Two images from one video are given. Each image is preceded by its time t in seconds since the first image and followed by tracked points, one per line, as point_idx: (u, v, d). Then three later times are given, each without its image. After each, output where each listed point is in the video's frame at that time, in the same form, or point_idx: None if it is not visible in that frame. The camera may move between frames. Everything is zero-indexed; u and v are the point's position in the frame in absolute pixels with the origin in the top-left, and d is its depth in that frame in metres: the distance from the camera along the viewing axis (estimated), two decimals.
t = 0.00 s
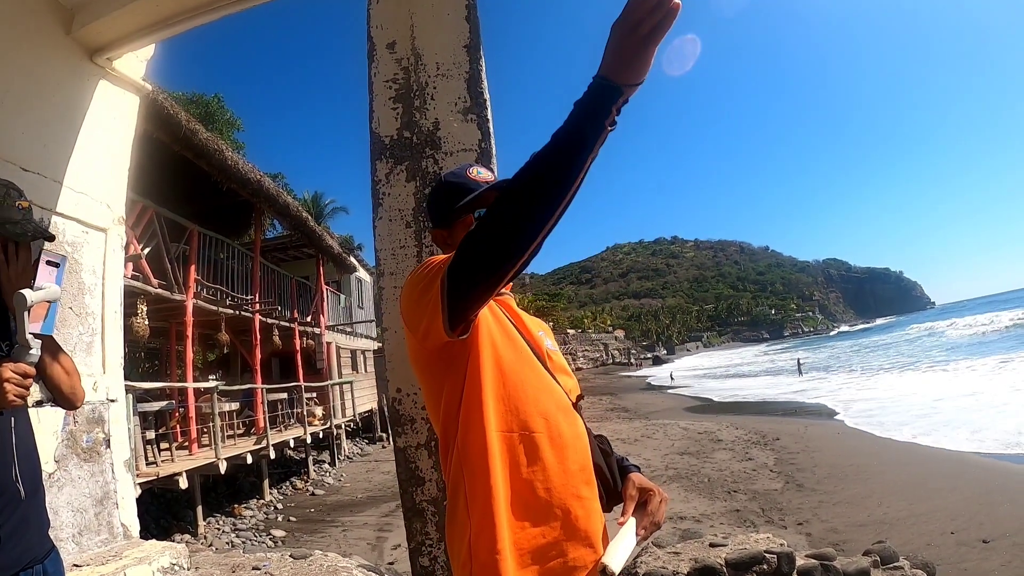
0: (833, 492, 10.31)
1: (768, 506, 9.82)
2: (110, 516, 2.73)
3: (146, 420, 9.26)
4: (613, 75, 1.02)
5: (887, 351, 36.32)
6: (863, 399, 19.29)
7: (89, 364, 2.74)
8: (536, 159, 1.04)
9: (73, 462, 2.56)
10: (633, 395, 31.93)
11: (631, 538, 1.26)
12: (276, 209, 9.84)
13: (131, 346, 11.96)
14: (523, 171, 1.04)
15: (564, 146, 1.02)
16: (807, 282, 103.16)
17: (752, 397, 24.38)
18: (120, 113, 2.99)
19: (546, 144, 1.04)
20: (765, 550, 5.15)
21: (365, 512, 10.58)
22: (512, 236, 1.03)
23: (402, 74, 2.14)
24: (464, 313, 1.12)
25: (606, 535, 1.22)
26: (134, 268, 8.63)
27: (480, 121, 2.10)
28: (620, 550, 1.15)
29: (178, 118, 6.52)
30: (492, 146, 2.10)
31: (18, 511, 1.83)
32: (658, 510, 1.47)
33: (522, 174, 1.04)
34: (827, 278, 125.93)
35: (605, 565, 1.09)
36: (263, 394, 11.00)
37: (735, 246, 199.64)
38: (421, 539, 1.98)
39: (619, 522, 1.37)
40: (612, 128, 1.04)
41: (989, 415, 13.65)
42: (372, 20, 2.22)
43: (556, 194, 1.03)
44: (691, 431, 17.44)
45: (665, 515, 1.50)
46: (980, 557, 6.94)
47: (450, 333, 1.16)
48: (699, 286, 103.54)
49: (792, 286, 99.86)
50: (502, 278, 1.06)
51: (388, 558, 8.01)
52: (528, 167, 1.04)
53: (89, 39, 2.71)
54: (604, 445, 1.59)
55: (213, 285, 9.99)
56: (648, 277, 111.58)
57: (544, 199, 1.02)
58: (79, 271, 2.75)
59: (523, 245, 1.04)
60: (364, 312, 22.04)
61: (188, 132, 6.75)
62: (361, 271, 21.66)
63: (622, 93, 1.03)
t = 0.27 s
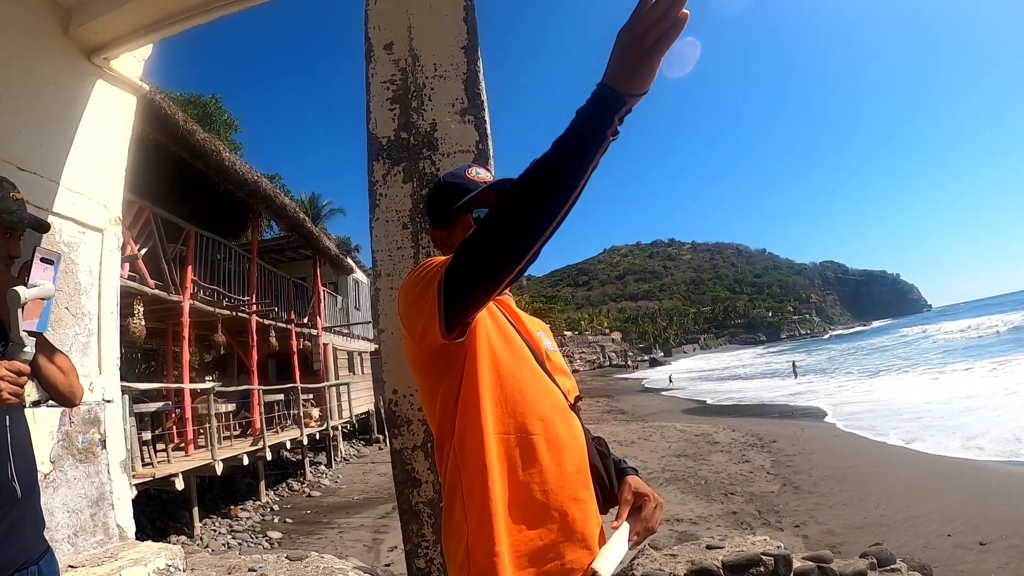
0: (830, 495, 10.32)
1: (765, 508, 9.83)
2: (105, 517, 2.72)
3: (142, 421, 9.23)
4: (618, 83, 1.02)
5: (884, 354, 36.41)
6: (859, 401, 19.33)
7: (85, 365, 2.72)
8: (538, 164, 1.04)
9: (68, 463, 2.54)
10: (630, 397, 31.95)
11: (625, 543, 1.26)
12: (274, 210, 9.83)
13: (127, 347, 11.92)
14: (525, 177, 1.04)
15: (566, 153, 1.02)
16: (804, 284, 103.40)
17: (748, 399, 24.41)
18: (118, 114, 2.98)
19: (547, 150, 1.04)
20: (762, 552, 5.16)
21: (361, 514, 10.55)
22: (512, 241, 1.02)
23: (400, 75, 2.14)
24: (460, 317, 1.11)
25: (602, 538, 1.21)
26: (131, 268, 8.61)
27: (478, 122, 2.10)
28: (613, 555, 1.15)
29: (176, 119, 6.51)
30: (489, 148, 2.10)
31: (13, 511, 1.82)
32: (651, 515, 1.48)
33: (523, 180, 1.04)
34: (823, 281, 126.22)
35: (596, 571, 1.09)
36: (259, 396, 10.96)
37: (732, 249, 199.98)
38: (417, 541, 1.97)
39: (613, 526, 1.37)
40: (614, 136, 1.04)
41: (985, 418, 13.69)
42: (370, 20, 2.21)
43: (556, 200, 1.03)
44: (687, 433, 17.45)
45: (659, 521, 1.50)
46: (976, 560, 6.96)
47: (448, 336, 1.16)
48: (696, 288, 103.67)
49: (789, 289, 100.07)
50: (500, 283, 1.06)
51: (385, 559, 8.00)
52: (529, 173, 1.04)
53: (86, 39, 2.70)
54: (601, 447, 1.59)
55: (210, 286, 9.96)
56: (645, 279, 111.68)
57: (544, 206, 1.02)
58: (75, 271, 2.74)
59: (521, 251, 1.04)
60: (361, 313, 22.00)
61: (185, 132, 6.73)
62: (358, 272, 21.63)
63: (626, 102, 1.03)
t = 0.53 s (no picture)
0: (828, 497, 10.32)
1: (764, 511, 9.82)
2: (103, 519, 2.71)
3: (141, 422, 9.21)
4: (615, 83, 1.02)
5: (883, 356, 36.42)
6: (859, 404, 19.33)
7: (84, 366, 2.72)
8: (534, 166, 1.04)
9: (66, 463, 2.54)
10: (629, 399, 31.94)
11: (623, 546, 1.26)
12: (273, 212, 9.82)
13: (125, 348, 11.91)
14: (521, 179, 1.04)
15: (564, 152, 1.02)
16: (803, 287, 103.47)
17: (748, 401, 24.40)
18: (117, 115, 2.98)
19: (545, 150, 1.04)
20: (761, 555, 5.15)
21: (360, 516, 10.53)
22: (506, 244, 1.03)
23: (399, 76, 2.14)
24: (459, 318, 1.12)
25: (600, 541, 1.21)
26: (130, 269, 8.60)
27: (476, 124, 2.10)
28: (611, 557, 1.15)
29: (175, 120, 6.51)
30: (488, 149, 2.10)
31: (11, 510, 1.82)
32: (649, 520, 1.48)
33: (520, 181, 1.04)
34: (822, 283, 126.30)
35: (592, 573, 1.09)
36: (258, 398, 10.94)
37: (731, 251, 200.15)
38: (415, 544, 1.97)
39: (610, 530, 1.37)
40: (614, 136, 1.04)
41: (984, 420, 13.70)
42: (369, 22, 2.22)
43: (554, 201, 1.03)
44: (687, 436, 17.44)
45: (657, 525, 1.50)
46: (974, 562, 6.96)
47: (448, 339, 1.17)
48: (695, 290, 103.72)
49: (788, 291, 100.14)
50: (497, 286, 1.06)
51: (383, 561, 7.98)
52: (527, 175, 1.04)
53: (86, 39, 2.71)
54: (600, 450, 1.59)
55: (209, 287, 9.96)
56: (644, 281, 111.72)
57: (543, 207, 1.03)
58: (74, 272, 2.74)
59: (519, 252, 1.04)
60: (360, 315, 21.99)
61: (184, 133, 6.73)
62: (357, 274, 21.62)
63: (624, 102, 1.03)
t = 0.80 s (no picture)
0: (828, 500, 10.31)
1: (763, 513, 9.81)
2: (102, 521, 2.71)
3: (140, 424, 9.20)
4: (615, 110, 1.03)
5: (882, 359, 36.43)
6: (858, 406, 19.33)
7: (83, 367, 2.72)
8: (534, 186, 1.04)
9: (65, 465, 2.54)
10: (629, 401, 31.93)
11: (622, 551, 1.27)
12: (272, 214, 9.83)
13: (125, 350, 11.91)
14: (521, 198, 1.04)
15: (563, 173, 1.03)
16: (802, 289, 103.54)
17: (747, 404, 24.40)
18: (117, 117, 2.99)
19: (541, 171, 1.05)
20: (760, 558, 5.15)
21: (359, 518, 10.52)
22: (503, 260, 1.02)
23: (399, 79, 2.15)
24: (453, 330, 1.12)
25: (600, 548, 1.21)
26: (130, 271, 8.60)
27: (476, 127, 2.10)
28: (611, 561, 1.15)
29: (175, 122, 6.51)
30: (487, 152, 2.11)
31: (10, 513, 1.82)
32: (649, 526, 1.48)
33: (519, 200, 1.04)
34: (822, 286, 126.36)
35: None
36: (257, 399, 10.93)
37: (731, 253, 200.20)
38: (414, 547, 1.97)
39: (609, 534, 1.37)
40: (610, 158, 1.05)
41: (984, 422, 13.69)
42: (368, 24, 2.22)
43: (553, 218, 1.02)
44: (687, 438, 17.43)
45: (657, 531, 1.50)
46: (974, 564, 6.95)
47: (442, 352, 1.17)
48: (694, 292, 103.77)
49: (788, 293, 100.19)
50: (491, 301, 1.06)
51: (382, 564, 7.97)
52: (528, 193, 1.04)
53: (85, 41, 2.71)
54: (601, 453, 1.59)
55: (209, 289, 9.96)
56: (644, 283, 111.77)
57: (539, 224, 1.03)
58: (73, 274, 2.74)
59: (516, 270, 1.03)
60: (360, 317, 21.99)
61: (184, 135, 6.74)
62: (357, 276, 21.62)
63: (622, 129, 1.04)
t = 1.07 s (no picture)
0: (828, 502, 10.31)
1: (763, 515, 9.82)
2: (102, 522, 2.71)
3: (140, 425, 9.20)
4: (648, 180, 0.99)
5: (882, 360, 36.43)
6: (857, 408, 19.32)
7: (83, 369, 2.72)
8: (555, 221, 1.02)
9: (65, 466, 2.54)
10: (629, 403, 31.94)
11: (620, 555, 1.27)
12: (272, 215, 9.83)
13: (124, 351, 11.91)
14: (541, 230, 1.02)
15: (587, 219, 1.00)
16: (802, 291, 103.63)
17: (747, 406, 24.40)
18: (117, 118, 3.00)
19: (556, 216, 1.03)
20: (759, 560, 5.15)
21: (358, 519, 10.50)
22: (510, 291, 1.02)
23: (399, 81, 2.16)
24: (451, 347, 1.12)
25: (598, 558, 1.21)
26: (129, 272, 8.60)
27: (476, 130, 2.11)
28: (610, 565, 1.16)
29: (175, 123, 6.52)
30: (487, 155, 2.11)
31: (8, 515, 1.82)
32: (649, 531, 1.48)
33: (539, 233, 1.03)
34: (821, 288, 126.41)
35: None
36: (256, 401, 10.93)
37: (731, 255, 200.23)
38: (414, 549, 1.97)
39: (608, 537, 1.38)
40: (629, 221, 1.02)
41: (983, 424, 13.69)
42: (368, 26, 2.23)
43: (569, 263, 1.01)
44: (686, 440, 17.43)
45: (657, 535, 1.49)
46: (973, 566, 6.96)
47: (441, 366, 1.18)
48: (694, 294, 103.84)
49: (787, 295, 100.25)
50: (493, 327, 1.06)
51: (382, 565, 7.96)
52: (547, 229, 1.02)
53: (86, 43, 2.72)
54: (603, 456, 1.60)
55: (209, 290, 9.96)
56: (643, 286, 111.77)
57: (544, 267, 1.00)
58: (73, 275, 2.74)
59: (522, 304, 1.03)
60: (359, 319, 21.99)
61: (184, 136, 6.74)
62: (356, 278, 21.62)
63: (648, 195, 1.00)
